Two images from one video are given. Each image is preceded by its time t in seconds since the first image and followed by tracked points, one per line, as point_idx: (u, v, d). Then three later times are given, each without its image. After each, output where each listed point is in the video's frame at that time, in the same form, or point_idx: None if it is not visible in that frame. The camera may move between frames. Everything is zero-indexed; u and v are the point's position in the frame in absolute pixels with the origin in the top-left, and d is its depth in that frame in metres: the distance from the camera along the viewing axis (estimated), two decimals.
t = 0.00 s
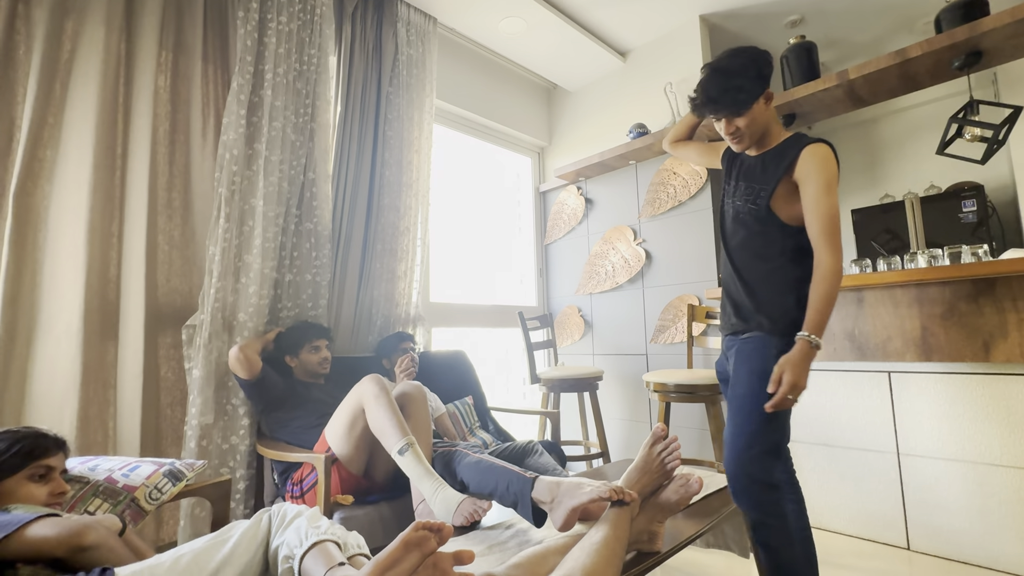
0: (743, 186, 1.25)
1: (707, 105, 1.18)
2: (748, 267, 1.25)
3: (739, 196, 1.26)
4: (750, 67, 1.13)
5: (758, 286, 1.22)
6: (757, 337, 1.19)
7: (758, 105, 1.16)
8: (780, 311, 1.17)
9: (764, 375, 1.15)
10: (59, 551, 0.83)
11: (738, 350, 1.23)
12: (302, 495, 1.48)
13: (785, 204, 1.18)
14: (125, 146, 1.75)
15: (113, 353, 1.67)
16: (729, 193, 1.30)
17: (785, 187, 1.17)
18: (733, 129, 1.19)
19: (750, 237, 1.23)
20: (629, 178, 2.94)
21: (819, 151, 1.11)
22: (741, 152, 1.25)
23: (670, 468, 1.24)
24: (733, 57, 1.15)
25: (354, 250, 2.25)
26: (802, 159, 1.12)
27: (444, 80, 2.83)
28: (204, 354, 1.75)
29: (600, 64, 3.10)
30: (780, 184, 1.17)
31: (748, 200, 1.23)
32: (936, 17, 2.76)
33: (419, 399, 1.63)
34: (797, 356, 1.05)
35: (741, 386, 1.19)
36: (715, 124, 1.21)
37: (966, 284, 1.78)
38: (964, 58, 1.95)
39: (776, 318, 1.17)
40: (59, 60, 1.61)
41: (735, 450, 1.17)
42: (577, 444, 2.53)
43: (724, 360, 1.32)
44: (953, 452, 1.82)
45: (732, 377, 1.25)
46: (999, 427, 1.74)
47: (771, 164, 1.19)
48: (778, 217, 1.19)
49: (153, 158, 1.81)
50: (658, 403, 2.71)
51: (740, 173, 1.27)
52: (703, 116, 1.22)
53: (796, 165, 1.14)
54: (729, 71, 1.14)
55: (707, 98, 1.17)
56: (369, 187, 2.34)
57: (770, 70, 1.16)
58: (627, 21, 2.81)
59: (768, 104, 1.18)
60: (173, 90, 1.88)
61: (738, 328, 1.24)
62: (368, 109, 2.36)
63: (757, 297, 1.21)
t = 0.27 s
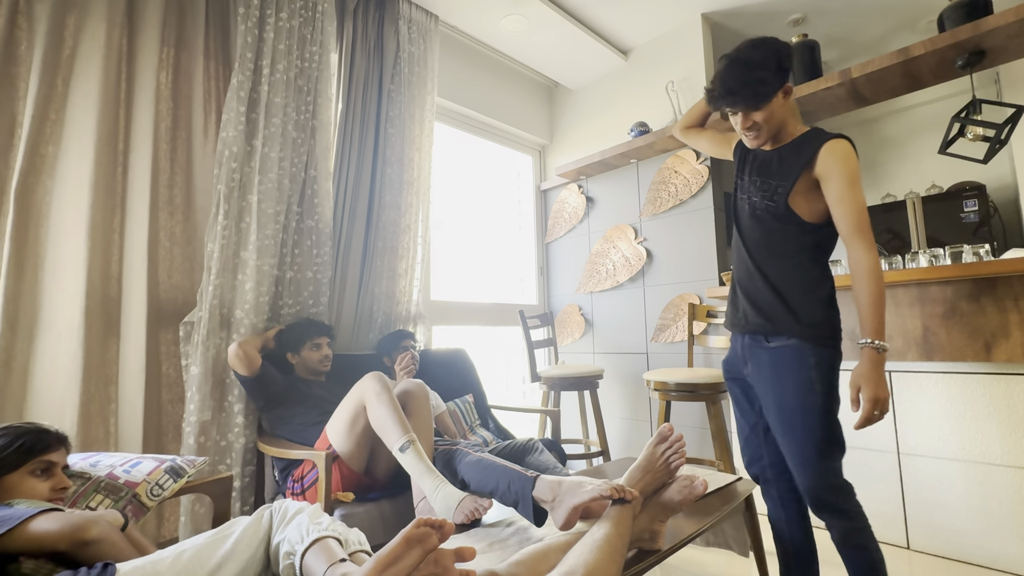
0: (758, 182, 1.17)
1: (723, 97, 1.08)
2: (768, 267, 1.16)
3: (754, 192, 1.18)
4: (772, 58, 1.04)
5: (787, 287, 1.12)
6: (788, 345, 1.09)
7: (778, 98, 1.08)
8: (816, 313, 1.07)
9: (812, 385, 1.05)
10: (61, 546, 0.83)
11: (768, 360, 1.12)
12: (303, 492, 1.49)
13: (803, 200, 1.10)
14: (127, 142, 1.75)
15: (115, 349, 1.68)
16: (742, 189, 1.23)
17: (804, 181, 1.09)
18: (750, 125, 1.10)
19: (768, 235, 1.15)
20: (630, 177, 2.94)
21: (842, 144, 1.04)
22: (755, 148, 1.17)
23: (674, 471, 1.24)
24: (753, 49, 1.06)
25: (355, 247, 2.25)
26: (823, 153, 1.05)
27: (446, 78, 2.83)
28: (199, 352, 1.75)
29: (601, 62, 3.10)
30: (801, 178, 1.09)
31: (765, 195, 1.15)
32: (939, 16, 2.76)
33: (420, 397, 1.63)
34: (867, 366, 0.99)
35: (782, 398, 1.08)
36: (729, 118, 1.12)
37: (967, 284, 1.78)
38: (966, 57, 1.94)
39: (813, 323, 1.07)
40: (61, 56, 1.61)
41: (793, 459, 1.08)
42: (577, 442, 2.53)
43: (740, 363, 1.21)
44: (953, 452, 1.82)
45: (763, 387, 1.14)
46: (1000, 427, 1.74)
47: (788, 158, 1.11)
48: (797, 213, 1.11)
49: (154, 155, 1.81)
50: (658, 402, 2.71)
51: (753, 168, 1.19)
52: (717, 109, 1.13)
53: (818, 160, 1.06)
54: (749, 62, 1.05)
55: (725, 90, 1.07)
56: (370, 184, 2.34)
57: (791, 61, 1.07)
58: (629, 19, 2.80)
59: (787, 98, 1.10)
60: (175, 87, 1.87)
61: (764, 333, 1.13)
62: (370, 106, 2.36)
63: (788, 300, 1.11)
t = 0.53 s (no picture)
0: (778, 176, 1.14)
1: (743, 94, 1.06)
2: (795, 264, 1.12)
3: (774, 187, 1.15)
4: (793, 51, 1.03)
5: (817, 283, 1.09)
6: (824, 343, 1.05)
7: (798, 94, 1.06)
8: (849, 308, 1.05)
9: (849, 384, 1.02)
10: (59, 543, 0.83)
11: (802, 360, 1.08)
12: (300, 491, 1.48)
13: (826, 194, 1.09)
14: (124, 140, 1.75)
15: (112, 348, 1.67)
16: (759, 184, 1.20)
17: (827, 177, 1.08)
18: (769, 121, 1.08)
19: (792, 232, 1.13)
20: (629, 176, 2.94)
21: (866, 138, 1.03)
22: (773, 144, 1.15)
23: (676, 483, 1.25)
24: (770, 44, 1.05)
25: (353, 246, 2.24)
26: (848, 149, 1.04)
27: (445, 77, 2.82)
28: (195, 351, 1.75)
29: (600, 61, 3.10)
30: (825, 173, 1.07)
31: (787, 191, 1.12)
32: (938, 16, 2.76)
33: (418, 396, 1.64)
34: (900, 362, 0.98)
35: (820, 398, 1.04)
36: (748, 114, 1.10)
37: (965, 284, 1.79)
38: (965, 57, 1.94)
39: (848, 319, 1.05)
40: (58, 54, 1.61)
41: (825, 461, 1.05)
42: (575, 441, 2.53)
43: (761, 362, 1.17)
44: (950, 452, 1.82)
45: (793, 386, 1.10)
46: (997, 427, 1.74)
47: (811, 152, 1.09)
48: (822, 208, 1.09)
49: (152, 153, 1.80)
50: (656, 402, 2.72)
51: (770, 162, 1.17)
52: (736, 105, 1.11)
53: (844, 154, 1.05)
54: (771, 58, 1.03)
55: (746, 86, 1.05)
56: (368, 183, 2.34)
57: (813, 56, 1.05)
58: (628, 18, 2.80)
59: (807, 93, 1.08)
60: (172, 85, 1.87)
61: (793, 331, 1.10)
62: (368, 105, 2.35)
63: (820, 297, 1.08)
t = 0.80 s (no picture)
0: (790, 173, 1.13)
1: (754, 90, 1.05)
2: (810, 260, 1.12)
3: (785, 184, 1.14)
4: (807, 48, 1.01)
5: (833, 278, 1.08)
6: (842, 339, 1.05)
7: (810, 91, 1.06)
8: (867, 303, 1.05)
9: (866, 380, 1.02)
10: (60, 541, 0.83)
11: (820, 357, 1.07)
12: (300, 489, 1.49)
13: (839, 189, 1.08)
14: (124, 138, 1.74)
15: (112, 346, 1.67)
16: (769, 181, 1.19)
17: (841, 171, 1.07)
18: (780, 117, 1.08)
19: (806, 228, 1.12)
20: (629, 175, 2.94)
21: (880, 132, 1.03)
22: (782, 139, 1.15)
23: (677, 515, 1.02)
24: (783, 39, 1.03)
25: (353, 244, 2.24)
26: (863, 144, 1.03)
27: (445, 75, 2.82)
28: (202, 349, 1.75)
29: (600, 59, 3.09)
30: (839, 168, 1.06)
31: (799, 187, 1.12)
32: (938, 14, 2.75)
33: (415, 393, 1.64)
34: (930, 357, 1.00)
35: (838, 395, 1.04)
36: (759, 110, 1.09)
37: (965, 283, 1.79)
38: (965, 55, 1.94)
39: (865, 314, 1.05)
40: (57, 51, 1.61)
41: (839, 458, 1.06)
42: (575, 440, 2.53)
43: (776, 359, 1.17)
44: (950, 450, 1.83)
45: (810, 384, 1.10)
46: (996, 425, 1.74)
47: (822, 147, 1.08)
48: (835, 204, 1.08)
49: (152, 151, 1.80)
50: (656, 400, 2.72)
51: (781, 158, 1.16)
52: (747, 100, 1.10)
53: (858, 148, 1.04)
54: (783, 54, 1.01)
55: (757, 83, 1.04)
56: (368, 181, 2.34)
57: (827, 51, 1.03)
58: (628, 16, 2.80)
59: (818, 89, 1.07)
60: (171, 83, 1.86)
61: (810, 328, 1.09)
62: (368, 102, 2.35)
63: (838, 292, 1.07)
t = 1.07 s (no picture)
0: (790, 169, 1.13)
1: (756, 83, 1.04)
2: (809, 257, 1.12)
3: (785, 180, 1.14)
4: (812, 40, 1.00)
5: (833, 275, 1.08)
6: (839, 336, 1.05)
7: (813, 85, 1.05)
8: (865, 300, 1.05)
9: (864, 378, 1.02)
10: (61, 539, 0.83)
11: (817, 355, 1.07)
12: (300, 487, 1.49)
13: (839, 185, 1.08)
14: (122, 136, 1.74)
15: (111, 344, 1.67)
16: (769, 177, 1.19)
17: (842, 167, 1.07)
18: (782, 112, 1.07)
19: (806, 224, 1.12)
20: (629, 172, 2.93)
21: (883, 127, 1.02)
22: (785, 134, 1.14)
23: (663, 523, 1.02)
24: (787, 32, 1.02)
25: (353, 241, 2.24)
26: (865, 141, 1.03)
27: (444, 72, 2.81)
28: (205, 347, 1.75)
29: (600, 56, 3.09)
30: (839, 164, 1.06)
31: (799, 183, 1.12)
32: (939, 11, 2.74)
33: (417, 391, 1.64)
34: (922, 356, 1.00)
35: (835, 392, 1.04)
36: (761, 104, 1.09)
37: (964, 280, 1.79)
38: (966, 52, 1.94)
39: (864, 311, 1.04)
40: (55, 49, 1.60)
41: (836, 456, 1.06)
42: (575, 437, 2.53)
43: (775, 357, 1.17)
44: (949, 447, 1.83)
45: (808, 381, 1.10)
46: (995, 422, 1.75)
47: (823, 143, 1.08)
48: (835, 200, 1.08)
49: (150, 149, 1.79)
50: (656, 398, 2.72)
51: (782, 154, 1.16)
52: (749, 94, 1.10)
53: (859, 143, 1.04)
54: (787, 47, 1.01)
55: (759, 76, 1.03)
56: (367, 178, 2.33)
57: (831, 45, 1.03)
58: (628, 13, 2.79)
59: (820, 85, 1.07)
60: (170, 80, 1.86)
61: (809, 325, 1.09)
62: (367, 100, 2.35)
63: (837, 289, 1.07)
